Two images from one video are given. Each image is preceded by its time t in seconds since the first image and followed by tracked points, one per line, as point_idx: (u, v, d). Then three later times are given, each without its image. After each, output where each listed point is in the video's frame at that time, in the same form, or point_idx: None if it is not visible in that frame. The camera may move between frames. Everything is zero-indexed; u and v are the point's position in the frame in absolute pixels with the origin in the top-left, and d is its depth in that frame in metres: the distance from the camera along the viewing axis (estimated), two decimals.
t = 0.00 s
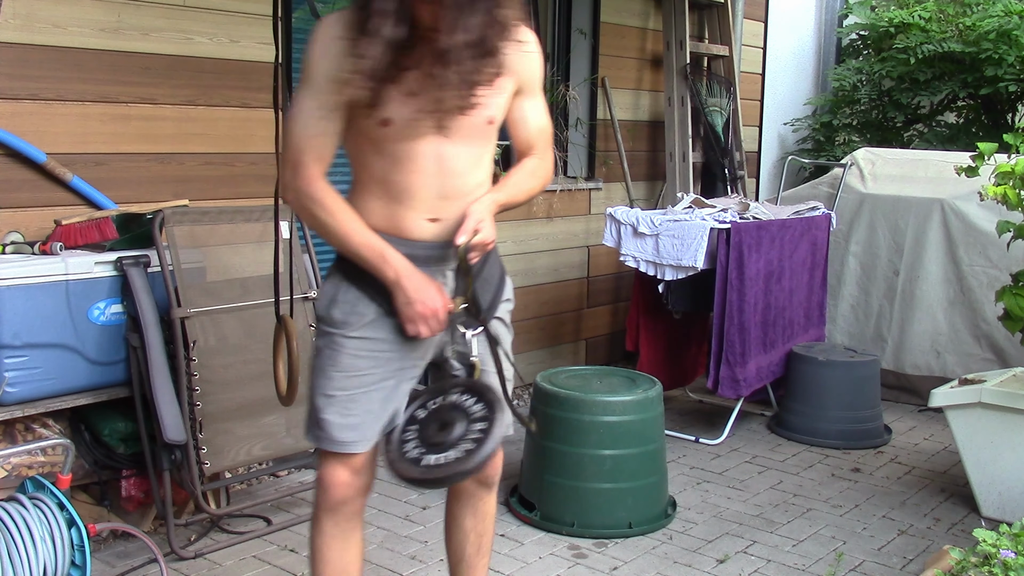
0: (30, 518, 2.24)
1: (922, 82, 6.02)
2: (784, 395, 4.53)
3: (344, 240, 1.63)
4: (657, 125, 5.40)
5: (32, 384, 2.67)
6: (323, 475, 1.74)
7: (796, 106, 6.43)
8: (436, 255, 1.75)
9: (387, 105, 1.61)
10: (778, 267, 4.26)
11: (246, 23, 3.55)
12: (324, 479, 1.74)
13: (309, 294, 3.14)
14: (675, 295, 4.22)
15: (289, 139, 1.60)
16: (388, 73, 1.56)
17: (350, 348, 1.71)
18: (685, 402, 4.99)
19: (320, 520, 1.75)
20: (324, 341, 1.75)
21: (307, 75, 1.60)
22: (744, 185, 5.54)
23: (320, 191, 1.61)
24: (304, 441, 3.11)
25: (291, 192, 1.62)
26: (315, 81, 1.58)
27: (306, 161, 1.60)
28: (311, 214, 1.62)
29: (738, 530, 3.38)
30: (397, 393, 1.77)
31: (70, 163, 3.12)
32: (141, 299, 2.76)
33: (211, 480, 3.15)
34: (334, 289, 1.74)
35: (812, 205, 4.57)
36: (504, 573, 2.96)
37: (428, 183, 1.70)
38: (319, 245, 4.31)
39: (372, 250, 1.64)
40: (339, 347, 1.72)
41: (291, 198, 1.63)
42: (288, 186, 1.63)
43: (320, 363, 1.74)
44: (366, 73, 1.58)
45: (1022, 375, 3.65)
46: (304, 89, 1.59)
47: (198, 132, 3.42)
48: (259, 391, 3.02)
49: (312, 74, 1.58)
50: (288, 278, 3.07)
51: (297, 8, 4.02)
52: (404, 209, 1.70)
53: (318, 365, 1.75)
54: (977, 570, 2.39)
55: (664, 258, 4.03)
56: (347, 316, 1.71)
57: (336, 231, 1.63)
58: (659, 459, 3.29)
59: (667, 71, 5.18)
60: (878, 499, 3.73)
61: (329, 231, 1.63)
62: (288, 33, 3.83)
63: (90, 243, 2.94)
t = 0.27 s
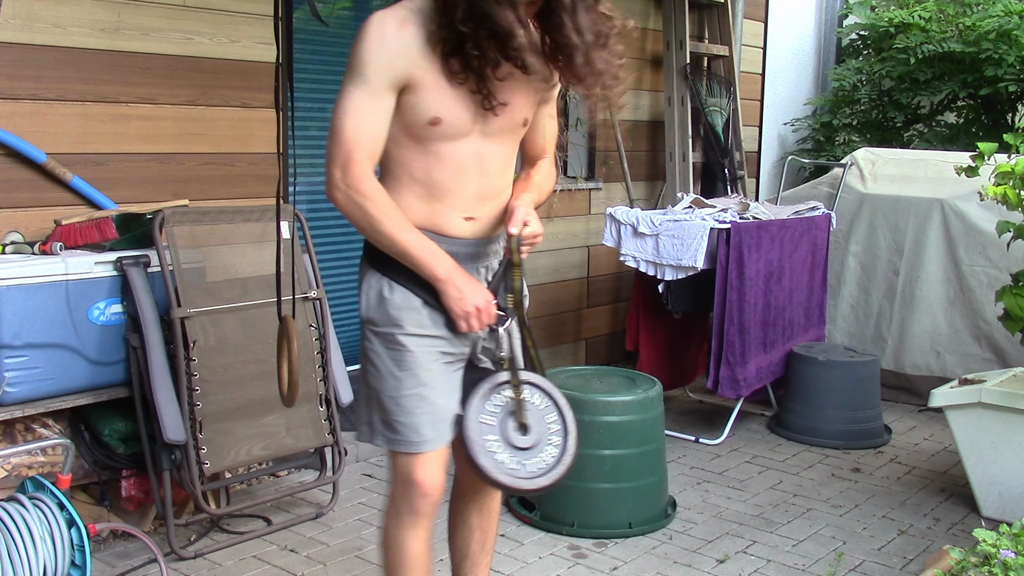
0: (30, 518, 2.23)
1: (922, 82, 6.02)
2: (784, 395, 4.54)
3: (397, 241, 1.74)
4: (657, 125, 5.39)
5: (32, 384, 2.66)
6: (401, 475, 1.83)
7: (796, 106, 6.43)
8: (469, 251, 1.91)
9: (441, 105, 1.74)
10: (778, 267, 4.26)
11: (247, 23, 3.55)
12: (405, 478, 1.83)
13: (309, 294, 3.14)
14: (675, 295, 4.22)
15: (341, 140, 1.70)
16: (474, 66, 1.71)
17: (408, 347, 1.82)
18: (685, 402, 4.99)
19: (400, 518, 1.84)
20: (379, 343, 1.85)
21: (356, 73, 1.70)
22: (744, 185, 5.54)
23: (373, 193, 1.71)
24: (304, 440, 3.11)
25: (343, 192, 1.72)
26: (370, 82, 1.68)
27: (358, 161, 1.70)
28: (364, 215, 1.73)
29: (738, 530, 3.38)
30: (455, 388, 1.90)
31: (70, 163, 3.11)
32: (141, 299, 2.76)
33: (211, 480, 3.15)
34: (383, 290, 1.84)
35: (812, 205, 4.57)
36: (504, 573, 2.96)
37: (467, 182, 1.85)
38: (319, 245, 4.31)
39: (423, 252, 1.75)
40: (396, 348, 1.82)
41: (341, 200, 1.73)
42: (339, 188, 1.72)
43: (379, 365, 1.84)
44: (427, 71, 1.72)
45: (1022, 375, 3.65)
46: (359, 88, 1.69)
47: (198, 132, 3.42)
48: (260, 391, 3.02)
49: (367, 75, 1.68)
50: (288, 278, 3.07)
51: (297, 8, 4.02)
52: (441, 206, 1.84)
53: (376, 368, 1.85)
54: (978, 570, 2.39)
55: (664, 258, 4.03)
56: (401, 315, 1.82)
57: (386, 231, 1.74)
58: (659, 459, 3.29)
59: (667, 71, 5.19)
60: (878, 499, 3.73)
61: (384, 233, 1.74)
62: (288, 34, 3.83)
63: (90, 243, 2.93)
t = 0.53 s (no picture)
0: (30, 518, 2.24)
1: (922, 82, 6.02)
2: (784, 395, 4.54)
3: (435, 261, 1.78)
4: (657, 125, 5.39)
5: (32, 384, 2.66)
6: (446, 488, 1.92)
7: (796, 106, 6.43)
8: (480, 249, 1.99)
9: (462, 115, 1.79)
10: (778, 267, 4.27)
11: (247, 23, 3.55)
12: (452, 489, 1.91)
13: (309, 294, 3.14)
14: (675, 295, 4.22)
15: (373, 166, 1.70)
16: (497, 71, 1.73)
17: (452, 362, 1.87)
18: (685, 402, 4.99)
19: (443, 526, 1.94)
20: (419, 359, 1.88)
21: (380, 94, 1.70)
22: (744, 185, 5.54)
23: (410, 216, 1.75)
24: (304, 440, 3.11)
25: (379, 217, 1.74)
26: (397, 103, 1.69)
27: (393, 186, 1.72)
28: (400, 238, 1.76)
29: (738, 530, 3.38)
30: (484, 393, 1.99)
31: (70, 163, 3.12)
32: (141, 299, 2.77)
33: (211, 479, 3.15)
34: (417, 306, 1.88)
35: (812, 205, 4.57)
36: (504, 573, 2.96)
37: (480, 186, 1.92)
38: (319, 245, 4.32)
39: (461, 268, 1.80)
40: (438, 364, 1.87)
41: (377, 225, 1.75)
42: (376, 213, 1.74)
43: (420, 383, 1.88)
44: (449, 84, 1.75)
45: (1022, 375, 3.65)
46: (389, 110, 1.69)
47: (198, 132, 3.42)
48: (260, 392, 3.02)
49: (394, 97, 1.69)
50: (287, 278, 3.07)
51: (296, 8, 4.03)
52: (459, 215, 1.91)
53: (414, 385, 1.89)
54: (978, 570, 2.38)
55: (664, 258, 4.03)
56: (443, 330, 1.87)
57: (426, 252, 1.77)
58: (658, 459, 3.29)
59: (667, 71, 5.19)
60: (878, 499, 3.73)
61: (423, 255, 1.77)
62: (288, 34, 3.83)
63: (90, 243, 2.94)
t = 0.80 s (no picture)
0: (30, 517, 2.24)
1: (922, 82, 6.02)
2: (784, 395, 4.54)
3: (466, 275, 1.76)
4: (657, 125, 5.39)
5: (32, 384, 2.66)
6: (460, 499, 1.91)
7: (796, 106, 6.44)
8: (494, 247, 2.00)
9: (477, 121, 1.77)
10: (778, 267, 4.27)
11: (247, 23, 3.55)
12: (466, 501, 1.91)
13: (309, 294, 3.14)
14: (675, 295, 4.21)
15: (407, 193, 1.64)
16: (511, 73, 1.66)
17: (484, 373, 1.86)
18: (685, 402, 4.99)
19: (455, 536, 1.93)
20: (450, 370, 1.84)
21: (409, 114, 1.64)
22: (744, 185, 5.54)
23: (445, 238, 1.71)
24: (304, 440, 3.11)
25: (416, 244, 1.69)
26: (428, 123, 1.64)
27: (428, 211, 1.67)
28: (434, 261, 1.72)
29: (738, 530, 3.38)
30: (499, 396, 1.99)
31: (70, 163, 3.12)
32: (141, 299, 2.77)
33: (211, 479, 3.15)
34: (447, 317, 1.83)
35: (812, 205, 4.57)
36: (504, 573, 2.96)
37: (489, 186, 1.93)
38: (319, 245, 4.32)
39: (487, 277, 1.79)
40: (472, 375, 1.84)
41: (412, 252, 1.69)
42: (411, 241, 1.68)
43: (452, 395, 1.84)
44: (470, 95, 1.70)
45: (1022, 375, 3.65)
46: (421, 131, 1.64)
47: (198, 132, 3.42)
48: (260, 392, 3.02)
49: (426, 118, 1.64)
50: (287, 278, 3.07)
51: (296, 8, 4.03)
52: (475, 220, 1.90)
53: (446, 397, 1.84)
54: (978, 570, 2.39)
55: (664, 258, 4.03)
56: (471, 338, 1.85)
57: (460, 270, 1.75)
58: (659, 459, 3.29)
59: (667, 71, 5.19)
60: (878, 499, 3.73)
61: (455, 273, 1.75)
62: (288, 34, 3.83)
63: (90, 243, 2.94)
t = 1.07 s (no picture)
0: (30, 517, 2.23)
1: (922, 82, 6.02)
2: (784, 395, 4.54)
3: (484, 281, 1.77)
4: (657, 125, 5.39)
5: (32, 384, 2.66)
6: (454, 499, 1.91)
7: (796, 106, 6.44)
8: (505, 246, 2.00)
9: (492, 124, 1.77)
10: (778, 267, 4.27)
11: (247, 23, 3.55)
12: (460, 501, 1.91)
13: (309, 294, 3.14)
14: (675, 295, 4.22)
15: (429, 205, 1.63)
16: (535, 79, 1.69)
17: (496, 375, 1.87)
18: (685, 402, 4.99)
19: (448, 536, 1.93)
20: (468, 374, 1.83)
21: (431, 126, 1.63)
22: (744, 185, 5.54)
23: (465, 247, 1.71)
24: (304, 440, 3.11)
25: (438, 255, 1.68)
26: (449, 133, 1.63)
27: (450, 222, 1.66)
28: (454, 271, 1.71)
29: (738, 530, 3.38)
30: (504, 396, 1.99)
31: (70, 163, 3.11)
32: (141, 299, 2.76)
33: (211, 479, 3.15)
34: (463, 321, 1.83)
35: (812, 205, 4.57)
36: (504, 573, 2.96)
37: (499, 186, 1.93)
38: (319, 245, 4.32)
39: (503, 280, 1.80)
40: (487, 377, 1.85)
41: (433, 264, 1.68)
42: (433, 252, 1.67)
43: (469, 400, 1.84)
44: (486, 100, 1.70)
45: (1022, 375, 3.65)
46: (443, 142, 1.63)
47: (198, 132, 3.42)
48: (260, 391, 3.02)
49: (449, 129, 1.63)
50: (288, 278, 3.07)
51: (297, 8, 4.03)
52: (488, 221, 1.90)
53: (463, 401, 1.84)
54: (978, 571, 2.39)
55: (664, 258, 4.03)
56: (488, 344, 1.85)
57: (479, 276, 1.75)
58: (659, 459, 3.29)
59: (668, 71, 5.18)
60: (878, 499, 3.73)
61: (473, 280, 1.75)
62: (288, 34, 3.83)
63: (90, 243, 2.94)
